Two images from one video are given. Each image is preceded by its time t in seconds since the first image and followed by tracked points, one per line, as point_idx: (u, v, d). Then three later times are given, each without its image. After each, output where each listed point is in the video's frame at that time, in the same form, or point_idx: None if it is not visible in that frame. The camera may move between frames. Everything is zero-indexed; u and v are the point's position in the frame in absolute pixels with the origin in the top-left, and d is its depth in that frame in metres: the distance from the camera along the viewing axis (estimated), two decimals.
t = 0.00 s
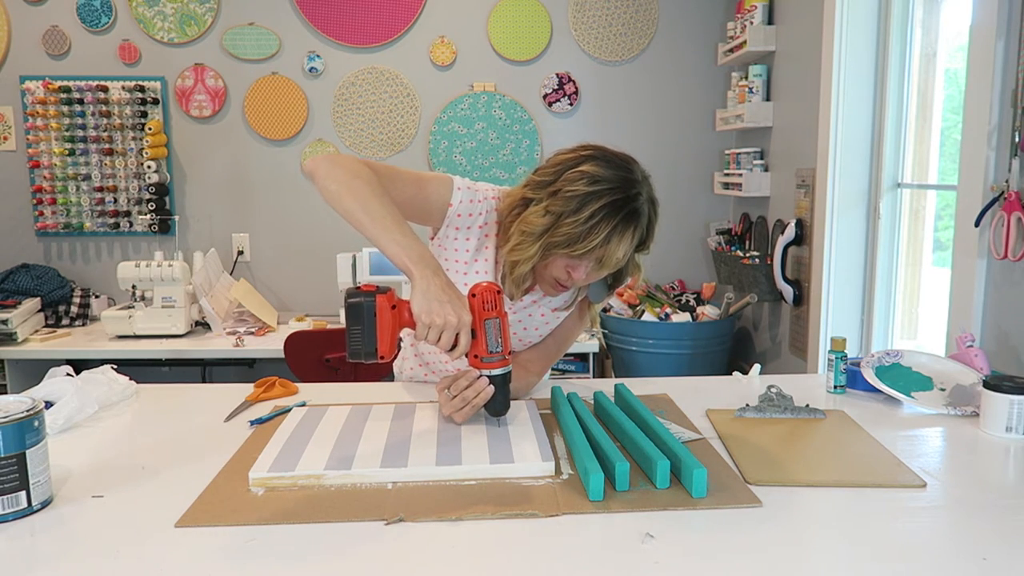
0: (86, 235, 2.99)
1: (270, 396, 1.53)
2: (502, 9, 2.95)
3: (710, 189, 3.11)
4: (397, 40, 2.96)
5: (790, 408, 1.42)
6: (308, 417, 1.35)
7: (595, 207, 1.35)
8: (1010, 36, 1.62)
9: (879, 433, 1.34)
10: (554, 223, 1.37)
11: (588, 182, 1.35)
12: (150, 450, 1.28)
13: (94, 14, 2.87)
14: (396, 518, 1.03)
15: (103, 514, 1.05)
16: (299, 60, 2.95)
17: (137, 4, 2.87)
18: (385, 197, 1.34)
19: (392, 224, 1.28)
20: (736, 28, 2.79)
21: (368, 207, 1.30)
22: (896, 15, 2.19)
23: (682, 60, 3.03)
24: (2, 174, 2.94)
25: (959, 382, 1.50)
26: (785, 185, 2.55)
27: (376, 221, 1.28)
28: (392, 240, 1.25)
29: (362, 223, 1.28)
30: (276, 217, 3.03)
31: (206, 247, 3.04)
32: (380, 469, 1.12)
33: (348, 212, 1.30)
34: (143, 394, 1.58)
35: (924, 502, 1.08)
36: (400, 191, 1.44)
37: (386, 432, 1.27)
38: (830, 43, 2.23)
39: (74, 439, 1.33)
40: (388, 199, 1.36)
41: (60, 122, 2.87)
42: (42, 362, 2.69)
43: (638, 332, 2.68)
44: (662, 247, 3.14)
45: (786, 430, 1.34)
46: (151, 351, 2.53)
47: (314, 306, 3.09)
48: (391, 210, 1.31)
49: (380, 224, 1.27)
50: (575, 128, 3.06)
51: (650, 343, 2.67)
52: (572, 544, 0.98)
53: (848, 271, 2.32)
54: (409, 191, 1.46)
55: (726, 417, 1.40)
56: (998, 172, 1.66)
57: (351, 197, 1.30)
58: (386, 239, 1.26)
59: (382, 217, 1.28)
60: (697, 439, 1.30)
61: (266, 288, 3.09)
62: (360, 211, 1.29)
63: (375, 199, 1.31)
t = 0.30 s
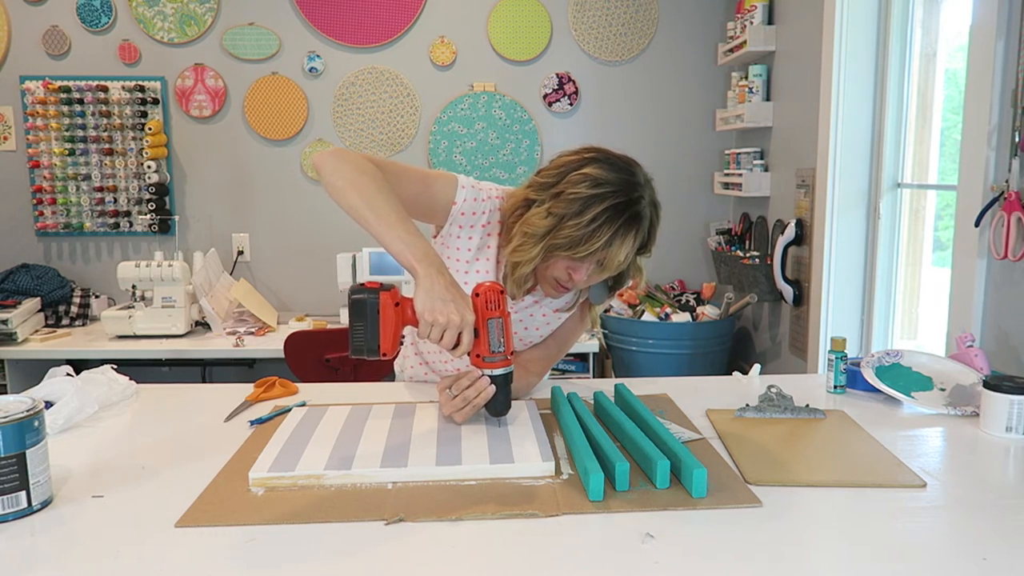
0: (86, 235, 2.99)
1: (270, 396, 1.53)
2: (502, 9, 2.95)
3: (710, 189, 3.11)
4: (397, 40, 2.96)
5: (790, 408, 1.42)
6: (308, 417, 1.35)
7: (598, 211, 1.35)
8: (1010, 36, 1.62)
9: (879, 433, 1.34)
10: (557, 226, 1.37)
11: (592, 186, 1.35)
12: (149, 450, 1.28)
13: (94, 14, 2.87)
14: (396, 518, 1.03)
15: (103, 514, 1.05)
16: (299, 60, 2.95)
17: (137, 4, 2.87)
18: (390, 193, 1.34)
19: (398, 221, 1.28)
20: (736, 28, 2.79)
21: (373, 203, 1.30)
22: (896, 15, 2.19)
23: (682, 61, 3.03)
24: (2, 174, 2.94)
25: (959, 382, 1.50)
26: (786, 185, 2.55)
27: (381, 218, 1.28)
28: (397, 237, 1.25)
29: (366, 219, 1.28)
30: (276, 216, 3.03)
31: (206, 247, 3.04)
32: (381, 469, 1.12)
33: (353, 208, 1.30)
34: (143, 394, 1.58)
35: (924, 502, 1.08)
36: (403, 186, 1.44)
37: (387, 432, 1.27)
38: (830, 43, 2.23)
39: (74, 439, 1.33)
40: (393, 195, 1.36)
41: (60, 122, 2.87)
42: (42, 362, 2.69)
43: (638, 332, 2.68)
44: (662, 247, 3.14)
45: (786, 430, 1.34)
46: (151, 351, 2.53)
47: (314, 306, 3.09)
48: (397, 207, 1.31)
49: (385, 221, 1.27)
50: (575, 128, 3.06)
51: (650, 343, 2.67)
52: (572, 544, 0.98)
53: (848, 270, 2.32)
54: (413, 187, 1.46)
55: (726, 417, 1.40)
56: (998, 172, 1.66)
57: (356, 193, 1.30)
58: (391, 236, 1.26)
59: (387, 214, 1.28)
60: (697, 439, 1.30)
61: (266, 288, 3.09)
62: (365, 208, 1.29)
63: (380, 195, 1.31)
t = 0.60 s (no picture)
0: (86, 235, 2.99)
1: (270, 396, 1.53)
2: (502, 9, 2.95)
3: (710, 189, 3.11)
4: (397, 40, 2.96)
5: (790, 408, 1.42)
6: (308, 417, 1.35)
7: (603, 214, 1.35)
8: (1010, 36, 1.62)
9: (879, 433, 1.34)
10: (561, 228, 1.36)
11: (597, 188, 1.35)
12: (149, 450, 1.28)
13: (94, 14, 2.87)
14: (396, 518, 1.03)
15: (103, 514, 1.05)
16: (299, 60, 2.95)
17: (137, 5, 2.87)
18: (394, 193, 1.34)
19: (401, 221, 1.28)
20: (736, 28, 2.79)
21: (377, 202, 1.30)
22: (896, 15, 2.19)
23: (682, 61, 3.03)
24: (2, 174, 2.95)
25: (959, 382, 1.50)
26: (785, 186, 2.55)
27: (384, 217, 1.28)
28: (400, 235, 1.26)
29: (370, 219, 1.28)
30: (276, 216, 3.03)
31: (206, 247, 3.04)
32: (381, 469, 1.12)
33: (356, 206, 1.30)
34: (143, 394, 1.58)
35: (924, 502, 1.08)
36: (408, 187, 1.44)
37: (387, 432, 1.27)
38: (830, 43, 2.23)
39: (74, 439, 1.33)
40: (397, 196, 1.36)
41: (60, 123, 2.87)
42: (42, 362, 2.69)
43: (638, 332, 2.68)
44: (662, 247, 3.14)
45: (786, 430, 1.34)
46: (151, 351, 2.53)
47: (314, 306, 3.09)
48: (401, 208, 1.31)
49: (387, 220, 1.28)
50: (575, 128, 3.06)
51: (650, 343, 2.67)
52: (572, 544, 0.98)
53: (848, 270, 2.32)
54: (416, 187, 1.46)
55: (726, 417, 1.40)
56: (998, 172, 1.66)
57: (361, 195, 1.30)
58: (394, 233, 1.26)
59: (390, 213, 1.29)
60: (697, 439, 1.30)
61: (266, 288, 3.09)
62: (368, 205, 1.29)
63: (384, 195, 1.31)
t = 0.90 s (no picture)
0: (86, 235, 2.99)
1: (270, 396, 1.53)
2: (502, 9, 2.95)
3: (710, 189, 3.11)
4: (397, 40, 2.96)
5: (790, 408, 1.42)
6: (308, 417, 1.35)
7: (596, 209, 1.35)
8: (1010, 37, 1.62)
9: (879, 433, 1.34)
10: (554, 223, 1.37)
11: (589, 183, 1.35)
12: (149, 449, 1.28)
13: (94, 14, 2.87)
14: (396, 518, 1.03)
15: (104, 514, 1.06)
16: (299, 60, 2.95)
17: (137, 5, 2.87)
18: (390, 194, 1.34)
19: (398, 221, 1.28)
20: (736, 28, 2.79)
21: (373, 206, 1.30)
22: (896, 15, 2.19)
23: (682, 61, 3.03)
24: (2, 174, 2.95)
25: (959, 382, 1.50)
26: (785, 185, 2.55)
27: (380, 218, 1.28)
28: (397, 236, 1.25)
29: (369, 220, 1.28)
30: (276, 216, 3.03)
31: (205, 247, 3.04)
32: (381, 469, 1.12)
33: (355, 212, 1.30)
34: (143, 394, 1.58)
35: (924, 502, 1.08)
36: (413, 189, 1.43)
37: (387, 432, 1.27)
38: (830, 42, 2.23)
39: (74, 439, 1.33)
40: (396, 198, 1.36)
41: (60, 122, 2.87)
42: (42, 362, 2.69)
43: (638, 332, 2.68)
44: (662, 247, 3.14)
45: (786, 430, 1.34)
46: (151, 351, 2.53)
47: (314, 306, 3.09)
48: (399, 209, 1.31)
49: (384, 221, 1.27)
50: (575, 128, 3.06)
51: (650, 343, 2.67)
52: (573, 544, 0.98)
53: (848, 270, 2.32)
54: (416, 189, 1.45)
55: (726, 417, 1.40)
56: (998, 172, 1.66)
57: (359, 195, 1.30)
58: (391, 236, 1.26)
59: (386, 214, 1.28)
60: (697, 439, 1.30)
61: (266, 288, 3.09)
62: (367, 209, 1.29)
63: (381, 199, 1.31)
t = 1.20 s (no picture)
0: (86, 235, 2.99)
1: (270, 397, 1.53)
2: (502, 9, 2.95)
3: (710, 189, 3.11)
4: (397, 40, 2.96)
5: (790, 408, 1.42)
6: (308, 417, 1.35)
7: (583, 189, 1.34)
8: (1010, 36, 1.62)
9: (879, 433, 1.34)
10: (542, 207, 1.36)
11: (575, 165, 1.35)
12: (149, 449, 1.28)
13: (94, 14, 2.87)
14: (396, 518, 1.03)
15: (104, 514, 1.06)
16: (299, 60, 2.95)
17: (137, 5, 2.87)
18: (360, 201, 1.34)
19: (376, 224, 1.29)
20: (736, 27, 2.79)
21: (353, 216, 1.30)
22: (896, 14, 2.19)
23: (682, 61, 3.03)
24: (3, 174, 2.94)
25: (959, 382, 1.50)
26: (785, 185, 2.55)
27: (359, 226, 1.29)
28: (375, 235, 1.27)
29: (337, 225, 1.29)
30: (276, 216, 3.03)
31: (206, 247, 3.04)
32: (380, 469, 1.12)
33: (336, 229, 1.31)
34: (143, 394, 1.58)
35: (924, 502, 1.08)
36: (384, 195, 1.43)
37: (386, 432, 1.27)
38: (830, 42, 2.23)
39: (74, 439, 1.33)
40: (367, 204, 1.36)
41: (60, 122, 2.87)
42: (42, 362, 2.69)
43: (638, 332, 2.68)
44: (662, 246, 3.14)
45: (786, 430, 1.34)
46: (151, 351, 2.53)
47: (314, 306, 3.09)
48: (368, 211, 1.32)
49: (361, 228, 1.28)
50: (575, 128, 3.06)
51: (650, 343, 2.67)
52: (573, 544, 0.97)
53: (848, 270, 2.32)
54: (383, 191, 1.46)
55: (726, 417, 1.40)
56: (998, 172, 1.66)
57: (327, 203, 1.31)
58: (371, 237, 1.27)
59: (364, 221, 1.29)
60: (697, 439, 1.30)
61: (266, 288, 3.09)
62: (344, 222, 1.29)
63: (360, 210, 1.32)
